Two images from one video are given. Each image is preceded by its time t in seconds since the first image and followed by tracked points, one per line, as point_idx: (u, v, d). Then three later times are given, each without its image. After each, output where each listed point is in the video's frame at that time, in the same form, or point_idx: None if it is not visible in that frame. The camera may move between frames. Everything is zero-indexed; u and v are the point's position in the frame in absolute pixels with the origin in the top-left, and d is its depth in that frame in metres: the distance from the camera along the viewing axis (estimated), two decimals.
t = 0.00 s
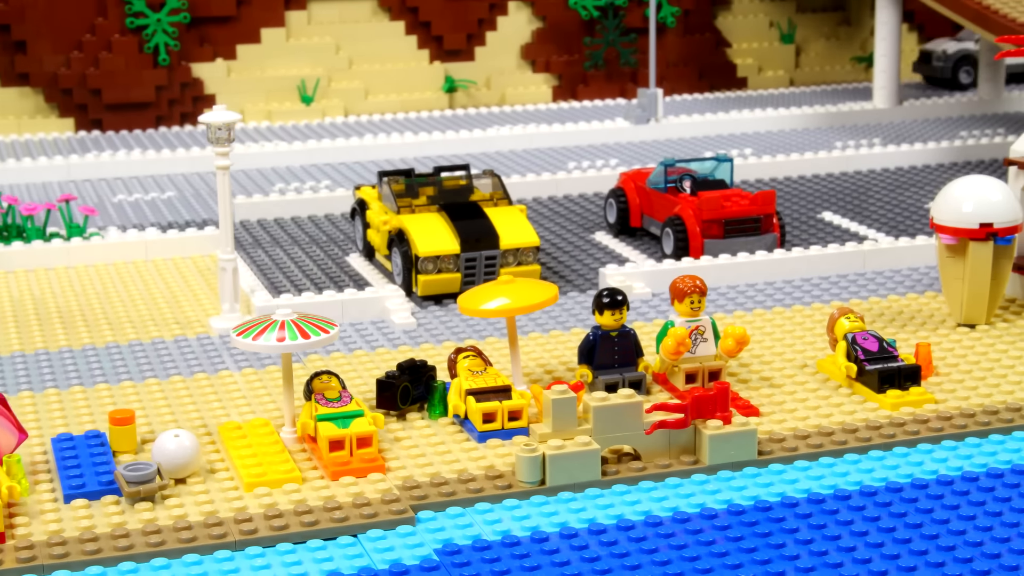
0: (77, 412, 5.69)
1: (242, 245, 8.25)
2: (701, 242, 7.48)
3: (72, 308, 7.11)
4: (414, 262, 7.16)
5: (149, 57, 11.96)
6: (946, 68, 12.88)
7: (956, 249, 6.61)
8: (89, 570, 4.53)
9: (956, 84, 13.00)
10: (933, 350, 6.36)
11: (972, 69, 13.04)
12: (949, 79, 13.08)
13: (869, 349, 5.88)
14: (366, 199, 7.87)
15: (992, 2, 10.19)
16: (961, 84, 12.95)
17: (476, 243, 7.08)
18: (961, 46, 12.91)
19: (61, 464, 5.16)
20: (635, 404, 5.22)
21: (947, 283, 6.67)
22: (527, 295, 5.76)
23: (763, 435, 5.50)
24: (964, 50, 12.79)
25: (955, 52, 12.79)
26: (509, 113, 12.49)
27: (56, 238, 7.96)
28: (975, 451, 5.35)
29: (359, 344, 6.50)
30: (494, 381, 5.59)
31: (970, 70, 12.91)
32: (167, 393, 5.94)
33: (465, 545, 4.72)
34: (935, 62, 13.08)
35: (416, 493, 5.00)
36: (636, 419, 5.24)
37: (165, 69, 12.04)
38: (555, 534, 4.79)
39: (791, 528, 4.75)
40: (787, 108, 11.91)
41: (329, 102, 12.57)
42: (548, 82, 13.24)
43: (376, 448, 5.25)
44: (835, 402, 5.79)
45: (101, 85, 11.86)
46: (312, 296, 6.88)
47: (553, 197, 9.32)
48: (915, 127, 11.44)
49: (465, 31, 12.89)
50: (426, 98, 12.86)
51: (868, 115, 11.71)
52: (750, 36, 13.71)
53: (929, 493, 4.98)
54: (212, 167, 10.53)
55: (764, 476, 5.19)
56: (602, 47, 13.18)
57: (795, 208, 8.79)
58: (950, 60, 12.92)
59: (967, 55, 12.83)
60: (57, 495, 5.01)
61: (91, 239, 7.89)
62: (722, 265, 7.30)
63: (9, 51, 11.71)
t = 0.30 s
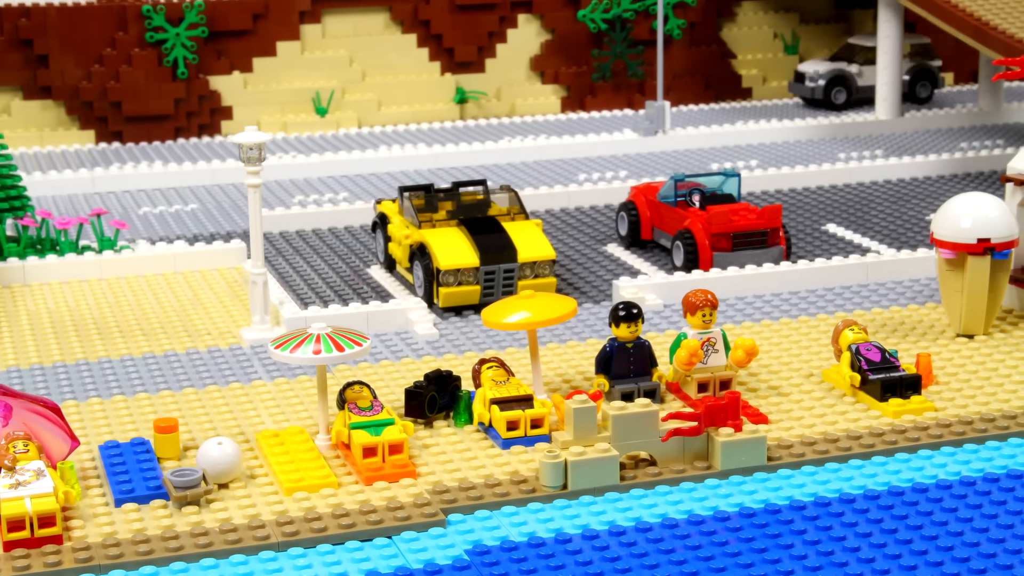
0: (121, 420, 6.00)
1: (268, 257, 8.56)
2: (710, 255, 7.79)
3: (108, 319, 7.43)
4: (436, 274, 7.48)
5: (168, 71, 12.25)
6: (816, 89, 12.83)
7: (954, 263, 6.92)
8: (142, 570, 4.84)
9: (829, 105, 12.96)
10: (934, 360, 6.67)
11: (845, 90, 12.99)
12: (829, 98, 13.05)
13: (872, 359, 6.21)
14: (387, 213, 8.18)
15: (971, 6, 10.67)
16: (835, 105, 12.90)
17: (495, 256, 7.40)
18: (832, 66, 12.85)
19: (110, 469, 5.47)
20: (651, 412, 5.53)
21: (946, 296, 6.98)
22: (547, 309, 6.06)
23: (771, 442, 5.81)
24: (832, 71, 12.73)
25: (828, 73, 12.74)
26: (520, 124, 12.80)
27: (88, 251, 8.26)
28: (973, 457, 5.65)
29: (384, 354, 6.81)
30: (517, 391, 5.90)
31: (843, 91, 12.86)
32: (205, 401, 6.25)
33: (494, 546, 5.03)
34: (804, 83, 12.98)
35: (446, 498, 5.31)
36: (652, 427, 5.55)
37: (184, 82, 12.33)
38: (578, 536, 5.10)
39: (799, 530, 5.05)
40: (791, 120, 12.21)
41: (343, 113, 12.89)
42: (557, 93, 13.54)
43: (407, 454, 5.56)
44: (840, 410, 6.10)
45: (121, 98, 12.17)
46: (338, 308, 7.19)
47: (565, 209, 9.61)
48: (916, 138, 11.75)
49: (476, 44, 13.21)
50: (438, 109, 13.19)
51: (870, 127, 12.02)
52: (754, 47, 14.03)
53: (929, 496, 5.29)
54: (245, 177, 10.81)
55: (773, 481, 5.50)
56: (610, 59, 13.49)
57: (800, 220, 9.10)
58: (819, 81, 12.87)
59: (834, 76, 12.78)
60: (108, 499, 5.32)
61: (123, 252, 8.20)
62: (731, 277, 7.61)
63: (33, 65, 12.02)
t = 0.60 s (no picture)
0: (161, 426, 6.28)
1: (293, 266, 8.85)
2: (722, 266, 8.09)
3: (141, 328, 7.71)
4: (457, 285, 7.77)
5: (188, 81, 12.44)
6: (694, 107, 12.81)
7: (957, 275, 7.21)
8: (191, 569, 5.13)
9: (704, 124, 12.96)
10: (937, 369, 6.96)
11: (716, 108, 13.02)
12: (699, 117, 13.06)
13: (878, 368, 6.49)
14: (408, 225, 8.47)
15: (965, 15, 11.03)
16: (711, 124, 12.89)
17: (515, 267, 7.69)
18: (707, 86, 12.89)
19: (155, 474, 5.76)
20: (668, 420, 5.82)
21: (949, 306, 7.27)
22: (567, 321, 6.35)
23: (782, 447, 6.10)
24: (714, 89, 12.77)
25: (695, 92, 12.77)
26: (531, 133, 13.07)
27: (120, 261, 8.53)
28: (974, 462, 5.94)
29: (410, 361, 7.10)
30: (540, 399, 6.18)
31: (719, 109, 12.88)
32: (239, 408, 6.53)
33: (521, 547, 5.32)
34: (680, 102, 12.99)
35: (474, 501, 5.60)
36: (669, 434, 5.84)
37: (203, 92, 12.52)
38: (601, 537, 5.39)
39: (810, 531, 5.34)
40: (798, 130, 12.49)
41: (358, 122, 13.15)
42: (567, 102, 13.82)
43: (436, 459, 5.85)
44: (848, 417, 6.39)
45: (141, 108, 12.36)
46: (364, 318, 7.49)
47: (579, 219, 9.89)
48: (920, 148, 12.03)
49: (488, 54, 13.48)
50: (452, 118, 13.47)
51: (875, 136, 12.30)
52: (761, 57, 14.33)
53: (933, 500, 5.58)
54: (273, 186, 11.08)
55: (784, 485, 5.78)
56: (620, 68, 13.74)
57: (808, 230, 9.38)
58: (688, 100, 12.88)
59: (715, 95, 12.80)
60: (154, 502, 5.61)
61: (153, 262, 8.47)
62: (742, 288, 7.90)
63: (55, 76, 12.22)
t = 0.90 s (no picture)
0: (209, 433, 6.72)
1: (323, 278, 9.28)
2: (731, 280, 8.53)
3: (182, 338, 8.14)
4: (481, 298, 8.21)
5: (213, 97, 12.91)
6: (569, 131, 13.11)
7: (954, 289, 7.64)
8: (246, 566, 5.57)
9: (580, 147, 13.21)
10: (936, 378, 7.39)
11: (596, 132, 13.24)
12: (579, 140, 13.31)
13: (879, 378, 6.92)
14: (431, 240, 8.91)
15: (966, 37, 11.51)
16: (587, 147, 13.15)
17: (536, 281, 8.13)
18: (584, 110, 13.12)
19: (207, 477, 6.19)
20: (684, 427, 6.26)
21: (947, 319, 7.69)
22: (588, 335, 6.78)
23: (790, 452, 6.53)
24: (583, 114, 13.00)
25: (574, 116, 13.03)
26: (544, 147, 13.50)
27: (158, 275, 8.96)
28: (970, 466, 6.37)
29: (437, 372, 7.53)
30: (564, 408, 6.61)
31: (595, 133, 13.12)
32: (280, 415, 6.96)
33: (550, 545, 5.75)
34: (558, 126, 13.25)
35: (505, 504, 6.03)
36: (685, 440, 6.27)
37: (227, 108, 13.01)
38: (623, 536, 5.82)
39: (817, 531, 5.77)
40: (802, 144, 12.92)
41: (376, 136, 13.58)
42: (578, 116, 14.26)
43: (469, 464, 6.28)
44: (851, 424, 6.82)
45: (168, 123, 12.83)
46: (394, 330, 7.93)
47: (592, 232, 10.32)
48: (919, 161, 12.45)
49: (501, 69, 13.92)
50: (466, 132, 13.91)
51: (877, 150, 12.74)
52: (766, 71, 14.75)
53: (930, 502, 6.01)
54: (306, 200, 11.51)
55: (792, 487, 6.22)
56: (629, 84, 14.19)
57: (812, 244, 9.82)
58: (572, 123, 13.13)
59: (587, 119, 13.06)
60: (208, 504, 6.05)
61: (189, 275, 8.91)
62: (750, 300, 8.34)
63: (85, 92, 12.68)
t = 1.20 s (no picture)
0: (242, 438, 7.03)
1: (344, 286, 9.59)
2: (740, 289, 8.84)
3: (211, 346, 8.45)
4: (499, 307, 8.51)
5: (231, 108, 13.20)
6: (444, 151, 13.01)
7: (955, 300, 7.95)
8: (284, 565, 5.88)
9: (454, 166, 13.12)
10: (938, 385, 7.69)
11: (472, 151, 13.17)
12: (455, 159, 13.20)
13: (883, 385, 7.21)
14: (450, 250, 9.21)
15: (971, 53, 11.83)
16: (462, 166, 13.09)
17: (552, 291, 8.43)
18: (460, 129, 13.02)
19: (243, 480, 6.50)
20: (697, 433, 6.56)
21: (948, 328, 8.00)
22: (604, 344, 7.09)
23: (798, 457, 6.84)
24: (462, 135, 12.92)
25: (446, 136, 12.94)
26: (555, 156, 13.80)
27: (186, 284, 9.27)
28: (970, 471, 6.68)
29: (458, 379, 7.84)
30: (582, 414, 6.92)
31: (470, 153, 13.05)
32: (309, 421, 7.27)
33: (571, 545, 6.06)
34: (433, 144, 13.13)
35: (528, 506, 6.35)
36: (699, 445, 6.58)
37: (245, 118, 13.29)
38: (641, 536, 6.13)
39: (825, 532, 6.08)
40: (807, 154, 13.23)
41: (390, 145, 13.87)
42: (587, 125, 14.53)
43: (493, 468, 6.58)
44: (857, 430, 7.13)
45: (188, 134, 13.11)
46: (416, 338, 8.24)
47: (604, 242, 10.62)
48: (921, 171, 12.76)
49: (512, 80, 14.20)
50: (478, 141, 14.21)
51: (880, 159, 13.04)
52: (771, 80, 15.06)
53: (932, 504, 6.32)
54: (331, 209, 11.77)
55: (800, 491, 6.53)
56: (637, 94, 14.49)
57: (817, 253, 10.12)
58: (447, 142, 13.02)
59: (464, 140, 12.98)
60: (245, 506, 6.36)
61: (215, 284, 9.22)
62: (758, 309, 8.65)
63: (107, 103, 12.96)
